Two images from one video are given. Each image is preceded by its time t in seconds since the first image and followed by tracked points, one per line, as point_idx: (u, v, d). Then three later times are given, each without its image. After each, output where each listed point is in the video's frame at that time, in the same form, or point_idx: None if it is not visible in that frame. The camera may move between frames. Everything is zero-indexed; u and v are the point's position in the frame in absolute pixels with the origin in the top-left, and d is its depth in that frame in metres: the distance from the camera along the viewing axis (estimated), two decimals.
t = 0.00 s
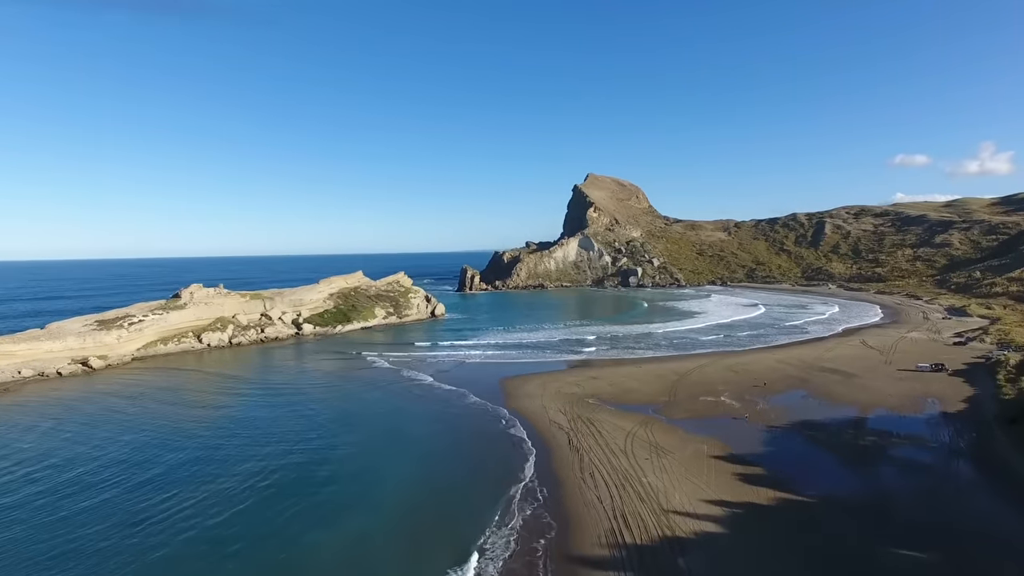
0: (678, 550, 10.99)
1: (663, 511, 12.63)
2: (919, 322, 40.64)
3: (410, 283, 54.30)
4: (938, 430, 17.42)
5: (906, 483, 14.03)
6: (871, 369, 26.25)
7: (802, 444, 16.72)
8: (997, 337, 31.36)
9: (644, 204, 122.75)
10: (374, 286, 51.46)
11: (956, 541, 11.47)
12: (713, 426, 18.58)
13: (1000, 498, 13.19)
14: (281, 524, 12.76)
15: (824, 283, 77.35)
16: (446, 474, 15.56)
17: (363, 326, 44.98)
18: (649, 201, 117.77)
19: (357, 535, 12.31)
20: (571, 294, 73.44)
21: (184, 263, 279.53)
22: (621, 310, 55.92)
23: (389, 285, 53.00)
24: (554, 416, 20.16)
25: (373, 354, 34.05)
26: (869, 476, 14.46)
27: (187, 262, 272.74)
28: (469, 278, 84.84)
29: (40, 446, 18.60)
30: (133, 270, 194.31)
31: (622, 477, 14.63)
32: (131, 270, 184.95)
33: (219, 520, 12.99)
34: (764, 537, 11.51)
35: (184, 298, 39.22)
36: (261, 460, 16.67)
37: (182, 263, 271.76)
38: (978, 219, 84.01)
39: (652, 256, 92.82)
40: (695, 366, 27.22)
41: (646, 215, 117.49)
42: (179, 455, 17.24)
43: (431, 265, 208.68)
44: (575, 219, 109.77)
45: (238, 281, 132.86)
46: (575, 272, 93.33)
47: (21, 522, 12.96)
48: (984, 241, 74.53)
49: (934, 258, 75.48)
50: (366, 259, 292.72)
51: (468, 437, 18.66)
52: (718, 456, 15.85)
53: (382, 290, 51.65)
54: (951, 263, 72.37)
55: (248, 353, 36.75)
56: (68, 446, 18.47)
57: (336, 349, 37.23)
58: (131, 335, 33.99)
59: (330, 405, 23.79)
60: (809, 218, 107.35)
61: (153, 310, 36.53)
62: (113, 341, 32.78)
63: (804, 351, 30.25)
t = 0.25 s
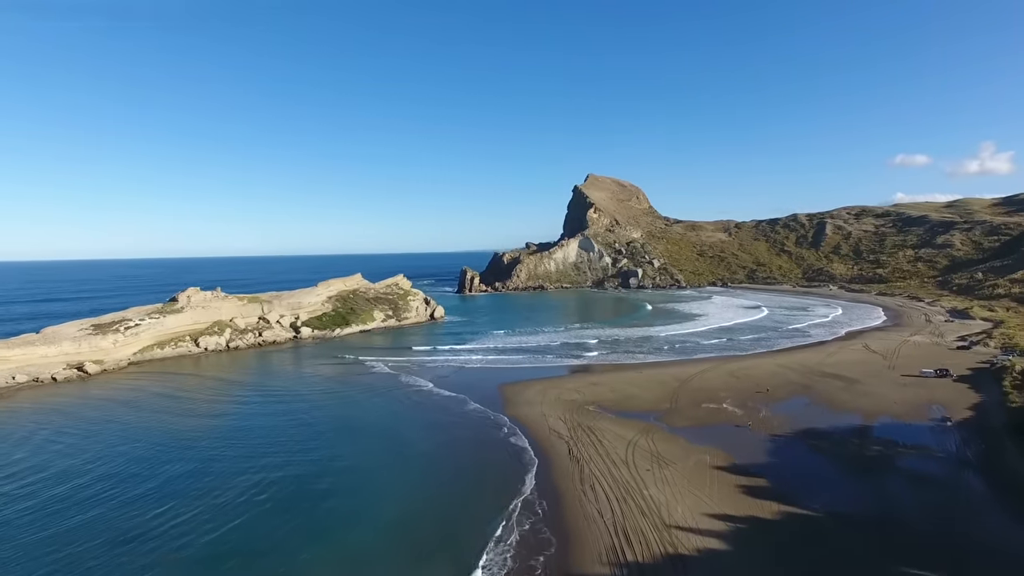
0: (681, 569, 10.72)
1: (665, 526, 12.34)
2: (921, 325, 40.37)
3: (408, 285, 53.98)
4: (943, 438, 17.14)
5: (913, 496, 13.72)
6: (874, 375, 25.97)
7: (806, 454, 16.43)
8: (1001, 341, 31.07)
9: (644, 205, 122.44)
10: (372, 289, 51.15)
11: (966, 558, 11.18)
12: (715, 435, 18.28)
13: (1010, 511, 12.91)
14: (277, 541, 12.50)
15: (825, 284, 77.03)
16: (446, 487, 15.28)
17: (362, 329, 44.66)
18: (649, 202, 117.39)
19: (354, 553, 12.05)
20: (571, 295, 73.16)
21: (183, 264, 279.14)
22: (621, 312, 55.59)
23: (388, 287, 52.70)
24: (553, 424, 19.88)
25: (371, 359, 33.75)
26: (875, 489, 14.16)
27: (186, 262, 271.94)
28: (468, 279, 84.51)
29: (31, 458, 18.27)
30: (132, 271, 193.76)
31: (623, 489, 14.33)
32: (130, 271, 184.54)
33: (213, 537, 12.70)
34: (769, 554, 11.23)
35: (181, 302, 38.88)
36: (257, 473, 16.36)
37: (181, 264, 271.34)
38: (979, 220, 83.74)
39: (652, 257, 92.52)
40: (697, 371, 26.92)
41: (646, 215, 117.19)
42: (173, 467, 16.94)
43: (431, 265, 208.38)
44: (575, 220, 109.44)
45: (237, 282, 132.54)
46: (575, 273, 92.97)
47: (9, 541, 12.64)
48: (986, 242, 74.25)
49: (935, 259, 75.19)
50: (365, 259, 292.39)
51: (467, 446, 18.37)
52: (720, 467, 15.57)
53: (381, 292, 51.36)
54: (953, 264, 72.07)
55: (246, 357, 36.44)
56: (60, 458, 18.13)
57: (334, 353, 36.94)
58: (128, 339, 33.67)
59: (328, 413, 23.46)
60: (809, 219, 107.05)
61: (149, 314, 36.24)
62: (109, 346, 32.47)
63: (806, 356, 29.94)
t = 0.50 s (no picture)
0: None
1: (667, 537, 12.13)
2: (923, 327, 40.15)
3: (408, 287, 53.77)
4: (947, 444, 16.92)
5: (917, 504, 13.53)
6: (876, 378, 25.77)
7: (809, 461, 16.22)
8: (1004, 344, 30.85)
9: (644, 205, 122.25)
10: (371, 291, 50.94)
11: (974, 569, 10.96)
12: (716, 441, 18.07)
13: (1017, 519, 12.70)
14: (274, 555, 12.28)
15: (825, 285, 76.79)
16: (445, 496, 15.08)
17: (361, 332, 44.45)
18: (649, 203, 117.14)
19: (351, 566, 11.84)
20: (571, 297, 72.79)
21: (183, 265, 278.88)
22: (621, 314, 55.40)
23: (387, 289, 52.49)
24: (553, 430, 19.68)
25: (369, 362, 33.52)
26: (880, 498, 13.92)
27: (185, 263, 271.69)
28: (468, 281, 84.27)
29: (25, 466, 18.06)
30: (131, 272, 193.44)
31: (623, 499, 14.11)
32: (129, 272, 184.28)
33: (208, 550, 12.49)
34: (772, 566, 11.01)
35: (179, 304, 38.69)
36: (254, 482, 16.14)
37: (181, 265, 271.19)
38: (980, 220, 83.55)
39: (653, 257, 92.33)
40: (697, 375, 26.71)
41: (646, 216, 117.01)
42: (169, 476, 16.73)
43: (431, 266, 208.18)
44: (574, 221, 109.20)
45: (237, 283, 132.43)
46: (575, 274, 92.76)
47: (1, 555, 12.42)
48: (987, 242, 74.05)
49: (936, 260, 75.00)
50: (365, 260, 292.18)
51: (465, 453, 18.16)
52: (722, 475, 15.37)
53: (380, 295, 51.14)
54: (953, 265, 71.89)
55: (243, 361, 36.24)
56: (53, 467, 17.88)
57: (333, 356, 36.70)
58: (125, 343, 33.48)
59: (327, 418, 23.25)
60: (810, 219, 106.87)
61: (147, 318, 36.03)
62: (106, 349, 32.26)
63: (807, 359, 29.70)
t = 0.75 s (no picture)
0: None
1: (669, 553, 11.87)
2: (925, 330, 39.88)
3: (407, 289, 53.47)
4: (954, 453, 16.64)
5: (925, 516, 13.27)
6: (880, 383, 25.48)
7: (813, 471, 15.95)
8: (1008, 348, 30.59)
9: (644, 205, 121.95)
10: (370, 293, 50.64)
11: None
12: (719, 450, 17.79)
13: None
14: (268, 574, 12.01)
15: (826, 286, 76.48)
16: (444, 508, 14.80)
17: (360, 335, 44.16)
18: (649, 203, 116.82)
19: None
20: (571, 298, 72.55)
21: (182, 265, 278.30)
22: (621, 316, 55.10)
23: (386, 291, 52.20)
24: (553, 439, 19.41)
25: (368, 367, 33.22)
26: (885, 510, 13.66)
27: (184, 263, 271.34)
28: (468, 282, 83.96)
29: (16, 477, 17.76)
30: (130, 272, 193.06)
31: (625, 512, 13.84)
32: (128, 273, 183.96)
33: (201, 569, 12.22)
34: None
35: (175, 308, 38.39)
36: (250, 495, 15.86)
37: (180, 264, 270.75)
38: (981, 220, 83.30)
39: (653, 258, 92.07)
40: (699, 380, 26.42)
41: (646, 217, 116.73)
42: (162, 489, 16.44)
43: (431, 266, 207.87)
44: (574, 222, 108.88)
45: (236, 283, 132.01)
46: (575, 275, 92.43)
47: None
48: (988, 243, 73.78)
49: (937, 261, 74.75)
50: (365, 260, 291.69)
51: (464, 463, 17.90)
52: (724, 486, 15.10)
53: (379, 297, 50.84)
54: (955, 266, 71.64)
55: (241, 365, 35.95)
56: (44, 478, 17.58)
57: (331, 360, 36.42)
58: (121, 347, 33.19)
59: (325, 425, 22.96)
60: (810, 220, 106.60)
61: (143, 321, 35.70)
62: (101, 353, 31.97)
63: (809, 364, 29.41)
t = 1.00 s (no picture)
0: None
1: (670, 566, 11.69)
2: (927, 332, 39.66)
3: (406, 290, 53.23)
4: (959, 460, 16.43)
5: (930, 526, 13.08)
6: (883, 387, 25.28)
7: (816, 478, 15.74)
8: (1010, 351, 30.38)
9: (644, 206, 121.73)
10: (369, 295, 50.41)
11: None
12: (720, 457, 17.60)
13: None
14: None
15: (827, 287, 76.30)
16: (444, 517, 14.60)
17: (359, 337, 43.93)
18: (649, 203, 116.56)
19: None
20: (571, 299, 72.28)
21: (182, 265, 278.01)
22: (621, 317, 54.87)
23: (385, 293, 51.95)
24: (553, 444, 19.22)
25: (366, 370, 32.99)
26: (890, 520, 13.45)
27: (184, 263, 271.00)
28: (468, 283, 83.75)
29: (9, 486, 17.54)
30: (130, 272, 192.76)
31: (625, 521, 13.65)
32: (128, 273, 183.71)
33: None
34: None
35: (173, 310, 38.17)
36: (249, 505, 15.66)
37: (180, 264, 270.45)
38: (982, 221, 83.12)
39: (653, 259, 91.89)
40: (700, 384, 26.22)
41: (646, 217, 116.50)
42: (157, 499, 16.22)
43: (431, 266, 207.65)
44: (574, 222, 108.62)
45: (235, 284, 131.87)
46: (575, 276, 92.16)
47: None
48: (989, 244, 73.57)
49: (938, 261, 74.55)
50: (365, 260, 291.35)
51: (464, 470, 17.72)
52: (726, 494, 14.90)
53: (378, 298, 50.60)
54: (955, 267, 71.45)
55: (239, 368, 35.74)
56: (39, 487, 17.40)
57: (329, 363, 36.22)
58: (118, 350, 32.97)
59: (323, 431, 22.78)
60: (810, 220, 106.41)
61: (141, 324, 35.52)
62: (98, 357, 31.79)
63: (811, 367, 29.20)
